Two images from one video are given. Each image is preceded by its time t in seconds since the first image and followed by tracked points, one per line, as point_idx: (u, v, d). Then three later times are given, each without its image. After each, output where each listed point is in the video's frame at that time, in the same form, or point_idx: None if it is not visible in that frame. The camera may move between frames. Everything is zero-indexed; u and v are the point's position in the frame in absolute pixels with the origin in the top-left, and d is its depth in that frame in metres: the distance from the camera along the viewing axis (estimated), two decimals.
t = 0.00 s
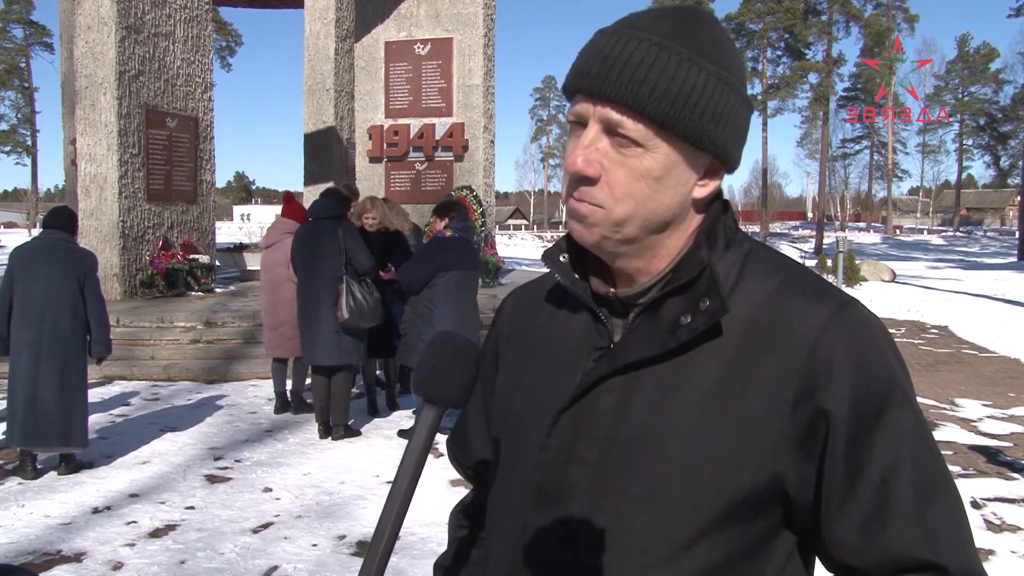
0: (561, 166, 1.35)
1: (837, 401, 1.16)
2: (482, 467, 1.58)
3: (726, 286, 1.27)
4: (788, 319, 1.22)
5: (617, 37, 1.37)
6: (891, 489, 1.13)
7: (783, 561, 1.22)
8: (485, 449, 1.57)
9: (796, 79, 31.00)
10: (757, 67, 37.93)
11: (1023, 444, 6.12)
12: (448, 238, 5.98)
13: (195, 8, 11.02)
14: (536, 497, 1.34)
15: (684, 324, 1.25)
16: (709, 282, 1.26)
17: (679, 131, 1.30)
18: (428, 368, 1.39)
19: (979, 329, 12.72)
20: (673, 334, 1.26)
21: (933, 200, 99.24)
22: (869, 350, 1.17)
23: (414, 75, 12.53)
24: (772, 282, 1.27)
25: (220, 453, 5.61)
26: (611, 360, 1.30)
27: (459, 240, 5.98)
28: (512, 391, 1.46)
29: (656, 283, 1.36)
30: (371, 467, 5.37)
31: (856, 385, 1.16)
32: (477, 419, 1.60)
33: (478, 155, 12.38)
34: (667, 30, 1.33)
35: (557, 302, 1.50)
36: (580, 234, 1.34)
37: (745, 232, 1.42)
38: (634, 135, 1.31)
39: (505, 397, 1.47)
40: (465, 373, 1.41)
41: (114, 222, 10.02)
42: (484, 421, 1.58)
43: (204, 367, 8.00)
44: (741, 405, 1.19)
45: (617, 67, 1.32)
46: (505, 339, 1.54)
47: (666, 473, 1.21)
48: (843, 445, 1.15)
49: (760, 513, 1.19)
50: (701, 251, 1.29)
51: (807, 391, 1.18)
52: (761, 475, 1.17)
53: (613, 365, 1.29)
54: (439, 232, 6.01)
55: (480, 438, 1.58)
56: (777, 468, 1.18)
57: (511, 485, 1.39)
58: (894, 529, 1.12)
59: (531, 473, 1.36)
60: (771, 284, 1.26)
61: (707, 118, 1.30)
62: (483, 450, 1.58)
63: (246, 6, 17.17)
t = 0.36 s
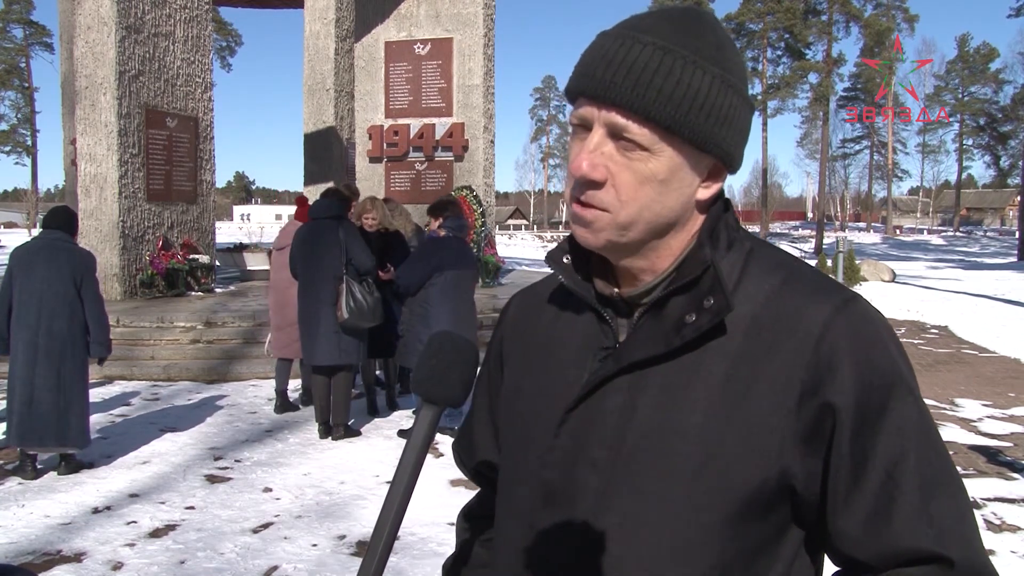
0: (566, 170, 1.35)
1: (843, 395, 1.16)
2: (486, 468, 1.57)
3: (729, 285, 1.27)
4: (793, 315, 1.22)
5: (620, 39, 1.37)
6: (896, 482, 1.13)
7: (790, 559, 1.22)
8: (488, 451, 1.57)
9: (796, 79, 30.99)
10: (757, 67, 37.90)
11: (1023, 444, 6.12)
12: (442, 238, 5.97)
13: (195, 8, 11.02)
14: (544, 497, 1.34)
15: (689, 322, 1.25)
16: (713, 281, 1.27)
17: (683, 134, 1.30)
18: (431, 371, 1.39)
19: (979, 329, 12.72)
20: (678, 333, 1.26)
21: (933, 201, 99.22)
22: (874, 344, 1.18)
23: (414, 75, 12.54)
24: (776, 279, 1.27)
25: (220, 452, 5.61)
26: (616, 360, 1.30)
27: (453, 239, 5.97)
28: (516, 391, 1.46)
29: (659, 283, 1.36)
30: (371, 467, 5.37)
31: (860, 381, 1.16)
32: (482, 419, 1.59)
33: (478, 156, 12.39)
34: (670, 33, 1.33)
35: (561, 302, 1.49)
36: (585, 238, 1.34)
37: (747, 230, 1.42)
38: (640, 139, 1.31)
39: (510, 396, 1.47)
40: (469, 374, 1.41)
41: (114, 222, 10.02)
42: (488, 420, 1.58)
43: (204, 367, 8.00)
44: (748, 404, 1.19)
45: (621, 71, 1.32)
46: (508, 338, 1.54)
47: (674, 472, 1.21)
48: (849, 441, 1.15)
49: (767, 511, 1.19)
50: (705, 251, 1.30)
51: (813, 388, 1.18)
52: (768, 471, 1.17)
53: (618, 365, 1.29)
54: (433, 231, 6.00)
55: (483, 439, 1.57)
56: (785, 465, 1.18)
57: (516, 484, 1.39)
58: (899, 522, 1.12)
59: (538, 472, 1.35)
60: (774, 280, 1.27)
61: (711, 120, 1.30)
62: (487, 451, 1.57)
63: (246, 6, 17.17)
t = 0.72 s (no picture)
0: (578, 169, 1.34)
1: (858, 400, 1.16)
2: (492, 464, 1.57)
3: (744, 287, 1.27)
4: (808, 317, 1.22)
5: (634, 37, 1.36)
6: (911, 487, 1.13)
7: (800, 560, 1.22)
8: (496, 449, 1.56)
9: (796, 79, 30.99)
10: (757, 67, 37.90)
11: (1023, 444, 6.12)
12: (437, 238, 5.95)
13: (195, 8, 11.01)
14: (555, 498, 1.33)
15: (705, 325, 1.25)
16: (730, 283, 1.26)
17: (698, 134, 1.30)
18: (442, 371, 1.38)
19: (979, 329, 12.71)
20: (693, 335, 1.25)
21: (932, 201, 99.21)
22: (890, 348, 1.18)
23: (414, 75, 12.54)
24: (790, 281, 1.27)
25: (220, 453, 5.61)
26: (630, 360, 1.29)
27: (449, 238, 5.95)
28: (526, 391, 1.45)
29: (674, 283, 1.36)
30: (372, 467, 5.37)
31: (876, 385, 1.16)
32: (489, 416, 1.58)
33: (477, 156, 12.38)
34: (683, 31, 1.33)
35: (571, 299, 1.49)
36: (598, 236, 1.33)
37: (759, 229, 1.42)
38: (653, 138, 1.31)
39: (520, 395, 1.46)
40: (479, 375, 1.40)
41: (114, 222, 10.02)
42: (495, 417, 1.57)
43: (204, 367, 8.00)
44: (764, 407, 1.19)
45: (634, 70, 1.32)
46: (518, 336, 1.54)
47: (688, 474, 1.20)
48: (864, 445, 1.16)
49: (779, 513, 1.19)
50: (721, 252, 1.30)
51: (828, 391, 1.18)
52: (783, 474, 1.17)
53: (632, 365, 1.29)
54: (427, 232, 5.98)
55: (491, 436, 1.56)
56: (799, 468, 1.18)
57: (526, 485, 1.39)
58: (914, 526, 1.13)
59: (549, 473, 1.35)
60: (788, 282, 1.27)
61: (725, 120, 1.30)
62: (494, 448, 1.56)
63: (247, 6, 17.17)
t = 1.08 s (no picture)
0: (578, 170, 1.34)
1: (855, 405, 1.17)
2: (490, 464, 1.57)
3: (743, 289, 1.27)
4: (805, 320, 1.22)
5: (637, 39, 1.36)
6: (906, 492, 1.15)
7: (793, 562, 1.22)
8: (494, 448, 1.56)
9: (796, 79, 30.99)
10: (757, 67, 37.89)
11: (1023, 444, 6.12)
12: (434, 237, 5.94)
13: (195, 8, 11.01)
14: (550, 498, 1.33)
15: (702, 327, 1.24)
16: (727, 285, 1.26)
17: (700, 138, 1.30)
18: (440, 370, 1.38)
19: (979, 329, 12.71)
20: (690, 337, 1.25)
21: (932, 201, 99.18)
22: (888, 354, 1.19)
23: (414, 75, 12.54)
24: (789, 284, 1.27)
25: (220, 453, 5.61)
26: (626, 361, 1.29)
27: (446, 238, 5.94)
28: (524, 391, 1.45)
29: (672, 284, 1.36)
30: (372, 467, 5.37)
31: (873, 390, 1.17)
32: (487, 415, 1.58)
33: (477, 155, 12.38)
34: (687, 34, 1.33)
35: (570, 299, 1.49)
36: (598, 236, 1.33)
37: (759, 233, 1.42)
38: (654, 141, 1.31)
39: (518, 396, 1.46)
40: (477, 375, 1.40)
41: (114, 222, 10.02)
42: (493, 417, 1.57)
43: (204, 367, 8.01)
44: (760, 409, 1.19)
45: (637, 72, 1.32)
46: (517, 336, 1.53)
47: (682, 476, 1.21)
48: (859, 450, 1.17)
49: (772, 515, 1.19)
50: (720, 254, 1.29)
51: (824, 395, 1.18)
52: (778, 477, 1.18)
53: (629, 366, 1.28)
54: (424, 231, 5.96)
55: (489, 436, 1.56)
56: (793, 471, 1.18)
57: (522, 485, 1.39)
58: (907, 531, 1.15)
59: (545, 474, 1.35)
60: (787, 285, 1.27)
61: (727, 124, 1.30)
62: (492, 448, 1.56)
63: (247, 6, 17.17)
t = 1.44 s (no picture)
0: (557, 169, 1.38)
1: (840, 400, 1.16)
2: (487, 468, 1.57)
3: (729, 287, 1.27)
4: (791, 317, 1.22)
5: (606, 38, 1.38)
6: (894, 488, 1.13)
7: (783, 563, 1.21)
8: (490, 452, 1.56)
9: (796, 79, 30.99)
10: (757, 67, 37.86)
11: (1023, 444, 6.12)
12: (433, 237, 5.93)
13: (195, 8, 11.01)
14: (540, 497, 1.34)
15: (687, 323, 1.25)
16: (712, 282, 1.27)
17: (670, 132, 1.30)
18: (432, 368, 1.40)
19: (979, 329, 12.71)
20: (675, 334, 1.26)
21: (932, 201, 99.18)
22: (875, 349, 1.18)
23: (414, 75, 12.54)
24: (776, 282, 1.27)
25: (220, 452, 5.61)
26: (614, 359, 1.30)
27: (446, 239, 5.93)
28: (517, 391, 1.46)
29: (660, 282, 1.36)
30: (372, 467, 5.37)
31: (858, 386, 1.16)
32: (485, 420, 1.58)
33: (477, 155, 12.38)
34: (652, 29, 1.34)
35: (563, 302, 1.50)
36: (578, 233, 1.37)
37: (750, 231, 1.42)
38: (626, 136, 1.32)
39: (511, 397, 1.47)
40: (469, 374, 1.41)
41: (114, 222, 10.02)
42: (490, 421, 1.58)
43: (204, 367, 8.01)
44: (745, 406, 1.19)
45: (606, 70, 1.34)
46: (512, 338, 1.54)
47: (669, 473, 1.21)
48: (845, 446, 1.16)
49: (760, 515, 1.19)
50: (705, 252, 1.30)
51: (809, 391, 1.18)
52: (764, 475, 1.17)
53: (616, 364, 1.29)
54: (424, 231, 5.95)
55: (486, 439, 1.57)
56: (779, 469, 1.18)
57: (513, 486, 1.39)
58: (895, 528, 1.12)
59: (534, 473, 1.35)
60: (773, 283, 1.27)
61: (694, 115, 1.29)
62: (488, 450, 1.56)
63: (247, 6, 17.17)
